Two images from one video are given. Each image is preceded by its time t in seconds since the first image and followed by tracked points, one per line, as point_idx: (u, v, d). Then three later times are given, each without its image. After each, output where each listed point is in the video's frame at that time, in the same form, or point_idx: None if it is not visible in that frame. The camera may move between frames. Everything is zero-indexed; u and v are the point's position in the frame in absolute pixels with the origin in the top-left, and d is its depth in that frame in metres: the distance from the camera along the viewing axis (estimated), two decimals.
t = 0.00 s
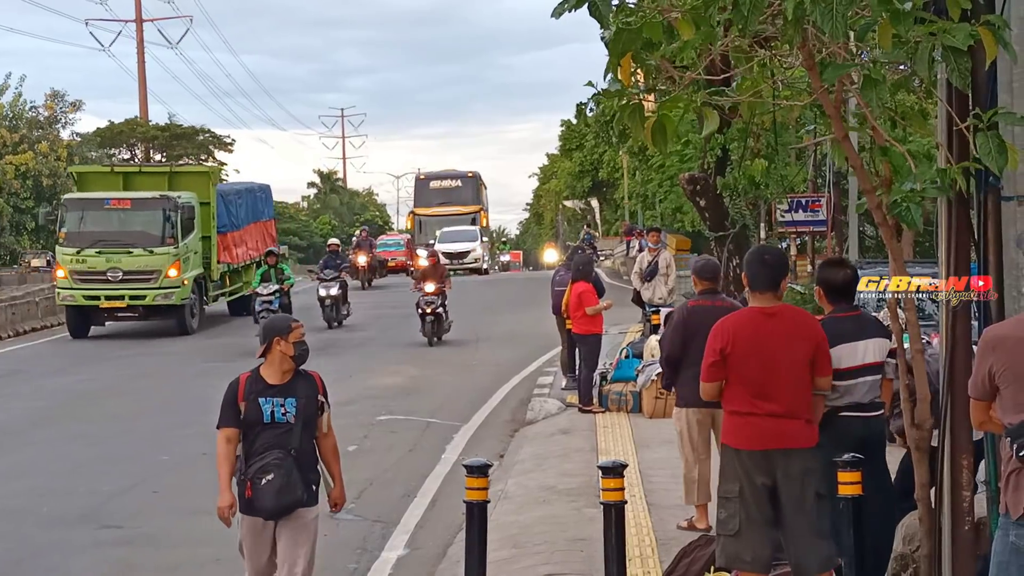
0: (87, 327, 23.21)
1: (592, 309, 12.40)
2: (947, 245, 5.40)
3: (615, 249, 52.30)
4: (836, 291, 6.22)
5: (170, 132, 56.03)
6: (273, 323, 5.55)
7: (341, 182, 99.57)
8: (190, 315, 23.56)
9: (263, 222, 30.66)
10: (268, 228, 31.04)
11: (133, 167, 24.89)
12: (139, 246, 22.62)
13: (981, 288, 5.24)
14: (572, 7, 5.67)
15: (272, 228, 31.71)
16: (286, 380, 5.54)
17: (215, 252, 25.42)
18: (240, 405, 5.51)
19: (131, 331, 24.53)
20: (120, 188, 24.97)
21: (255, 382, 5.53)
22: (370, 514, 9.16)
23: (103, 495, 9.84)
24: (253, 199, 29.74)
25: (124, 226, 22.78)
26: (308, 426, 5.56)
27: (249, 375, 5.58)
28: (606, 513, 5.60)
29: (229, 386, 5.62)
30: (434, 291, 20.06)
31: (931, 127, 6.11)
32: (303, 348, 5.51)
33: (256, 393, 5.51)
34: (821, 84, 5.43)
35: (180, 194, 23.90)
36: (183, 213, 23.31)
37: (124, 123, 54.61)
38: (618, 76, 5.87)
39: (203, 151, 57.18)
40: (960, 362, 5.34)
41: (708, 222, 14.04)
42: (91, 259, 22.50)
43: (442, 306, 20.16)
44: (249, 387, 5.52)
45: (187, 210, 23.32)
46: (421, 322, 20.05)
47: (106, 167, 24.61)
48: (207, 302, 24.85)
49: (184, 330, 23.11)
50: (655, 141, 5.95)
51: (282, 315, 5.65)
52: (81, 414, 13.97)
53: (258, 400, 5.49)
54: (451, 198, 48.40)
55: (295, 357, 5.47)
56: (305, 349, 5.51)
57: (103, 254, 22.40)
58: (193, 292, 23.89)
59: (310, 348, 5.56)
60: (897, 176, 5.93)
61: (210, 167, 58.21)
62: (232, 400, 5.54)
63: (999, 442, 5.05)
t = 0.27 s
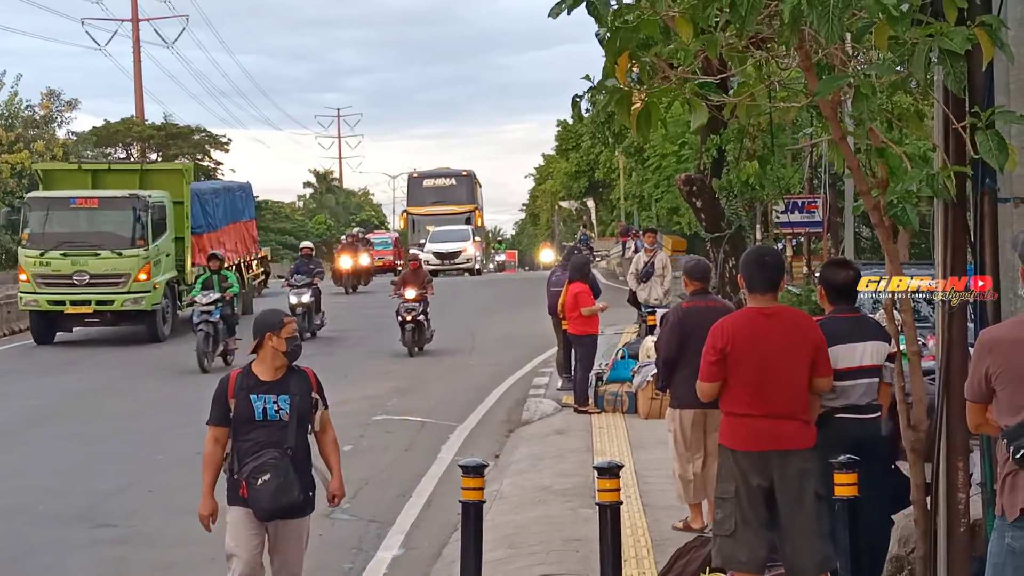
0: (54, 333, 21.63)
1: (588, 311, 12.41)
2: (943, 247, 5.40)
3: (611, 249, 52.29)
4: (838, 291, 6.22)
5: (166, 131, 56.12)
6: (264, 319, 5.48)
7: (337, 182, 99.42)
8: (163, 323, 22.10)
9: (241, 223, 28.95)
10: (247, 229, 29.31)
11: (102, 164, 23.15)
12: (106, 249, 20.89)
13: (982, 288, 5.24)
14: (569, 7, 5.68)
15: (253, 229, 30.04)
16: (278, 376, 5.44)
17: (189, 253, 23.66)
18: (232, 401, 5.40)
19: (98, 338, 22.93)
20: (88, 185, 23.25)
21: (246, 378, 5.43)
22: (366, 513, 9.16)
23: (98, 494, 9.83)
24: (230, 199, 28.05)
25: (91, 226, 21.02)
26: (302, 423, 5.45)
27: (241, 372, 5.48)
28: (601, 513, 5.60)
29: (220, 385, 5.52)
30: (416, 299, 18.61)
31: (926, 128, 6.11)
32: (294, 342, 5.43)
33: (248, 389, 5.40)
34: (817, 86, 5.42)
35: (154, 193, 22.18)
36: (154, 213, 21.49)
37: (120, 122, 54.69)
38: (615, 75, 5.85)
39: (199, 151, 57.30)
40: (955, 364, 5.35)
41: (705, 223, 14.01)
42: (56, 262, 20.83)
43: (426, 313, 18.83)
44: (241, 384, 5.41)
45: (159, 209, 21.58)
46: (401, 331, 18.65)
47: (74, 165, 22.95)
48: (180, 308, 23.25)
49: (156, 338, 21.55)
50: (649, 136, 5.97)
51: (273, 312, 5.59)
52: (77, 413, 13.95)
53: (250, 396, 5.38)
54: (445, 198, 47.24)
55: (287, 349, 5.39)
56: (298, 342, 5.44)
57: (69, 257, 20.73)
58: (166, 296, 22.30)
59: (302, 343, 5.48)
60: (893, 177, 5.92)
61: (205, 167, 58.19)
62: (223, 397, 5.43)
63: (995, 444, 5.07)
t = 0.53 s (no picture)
0: (20, 339, 20.67)
1: (586, 311, 12.42)
2: (941, 250, 5.44)
3: (609, 251, 52.37)
4: (838, 293, 6.24)
5: (165, 130, 56.25)
6: (254, 330, 5.17)
7: (335, 182, 99.37)
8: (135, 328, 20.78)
9: (225, 223, 27.50)
10: (231, 230, 27.99)
11: (75, 159, 22.41)
12: (77, 248, 19.95)
13: (982, 286, 5.27)
14: (572, 8, 5.70)
15: (237, 230, 28.66)
16: (268, 388, 5.10)
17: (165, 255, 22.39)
18: (218, 414, 5.05)
19: (70, 344, 22.01)
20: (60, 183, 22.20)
21: (233, 390, 5.08)
22: (363, 514, 9.18)
23: (96, 493, 9.83)
24: (212, 197, 26.61)
25: (62, 225, 20.05)
26: (292, 438, 5.10)
27: (228, 384, 5.14)
28: (599, 514, 5.62)
29: (205, 397, 5.17)
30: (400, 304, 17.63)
31: (925, 131, 6.14)
32: (285, 353, 5.11)
33: (235, 401, 5.05)
34: (817, 89, 5.45)
35: (127, 189, 21.17)
36: (128, 211, 20.50)
37: (118, 120, 54.80)
38: (616, 77, 5.87)
39: (197, 149, 57.48)
40: (951, 368, 5.37)
41: (702, 225, 14.06)
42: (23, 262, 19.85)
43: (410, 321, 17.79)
44: (228, 395, 5.07)
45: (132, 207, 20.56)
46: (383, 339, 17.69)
47: (45, 161, 22.31)
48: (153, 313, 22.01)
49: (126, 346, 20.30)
50: (649, 135, 6.04)
51: (263, 322, 5.27)
52: (74, 412, 13.96)
53: (238, 409, 5.04)
54: (443, 197, 46.07)
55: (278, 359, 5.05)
56: (289, 354, 5.13)
57: (36, 256, 19.74)
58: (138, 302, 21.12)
59: (293, 355, 5.15)
60: (891, 179, 5.94)
61: (204, 167, 58.22)
62: (209, 411, 5.09)
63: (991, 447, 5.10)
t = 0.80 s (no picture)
0: None
1: (586, 314, 12.38)
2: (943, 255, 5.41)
3: (609, 254, 52.37)
4: (841, 297, 6.22)
5: (165, 131, 56.35)
6: (249, 326, 5.11)
7: (336, 183, 99.33)
8: (107, 336, 19.75)
9: (205, 225, 25.84)
10: (212, 232, 26.33)
11: (42, 157, 20.60)
12: (44, 250, 18.39)
13: (983, 288, 5.19)
14: (574, 7, 5.73)
15: (219, 232, 27.02)
16: (261, 387, 5.06)
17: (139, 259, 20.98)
18: (209, 413, 5.01)
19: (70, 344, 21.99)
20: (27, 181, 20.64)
21: (226, 389, 5.04)
22: (362, 515, 9.15)
23: (94, 493, 9.82)
24: (191, 196, 24.91)
25: (29, 226, 18.56)
26: (284, 438, 5.07)
27: (220, 381, 5.10)
28: (598, 517, 5.60)
29: (197, 394, 5.13)
30: (381, 311, 16.56)
31: (928, 135, 6.12)
32: (280, 351, 5.06)
33: (227, 401, 5.01)
34: (821, 91, 5.43)
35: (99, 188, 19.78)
36: (99, 211, 19.30)
37: (118, 121, 54.96)
38: (619, 82, 5.87)
39: (197, 150, 57.67)
40: (953, 372, 5.35)
41: (703, 228, 14.04)
42: None
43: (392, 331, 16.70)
44: (220, 394, 5.03)
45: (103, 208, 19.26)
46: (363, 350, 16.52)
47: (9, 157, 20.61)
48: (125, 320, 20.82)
49: (98, 354, 19.24)
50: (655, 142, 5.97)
51: (258, 317, 5.21)
52: (73, 411, 13.94)
53: (230, 408, 5.00)
54: (441, 197, 44.67)
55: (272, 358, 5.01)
56: (284, 351, 5.09)
57: None
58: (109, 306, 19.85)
59: (287, 353, 5.10)
60: (893, 183, 5.92)
61: (204, 167, 58.25)
62: (200, 408, 5.04)
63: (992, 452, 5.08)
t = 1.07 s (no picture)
0: None
1: (587, 319, 12.38)
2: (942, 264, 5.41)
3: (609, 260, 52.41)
4: (845, 304, 6.23)
5: (167, 133, 56.48)
6: (253, 341, 4.93)
7: (337, 187, 99.33)
8: (74, 346, 18.23)
9: (183, 229, 24.18)
10: (191, 237, 24.73)
11: (7, 153, 19.00)
12: (7, 253, 17.16)
13: (982, 288, 5.11)
14: (577, 13, 5.86)
15: (201, 236, 25.46)
16: (264, 406, 4.88)
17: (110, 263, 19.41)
18: (210, 432, 4.82)
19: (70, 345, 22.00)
20: None
21: (227, 406, 4.86)
22: (360, 519, 9.15)
23: (93, 494, 9.81)
24: (169, 198, 23.44)
25: None
26: (287, 460, 4.90)
27: (221, 399, 4.91)
28: (597, 523, 5.60)
29: (195, 412, 4.93)
30: (359, 323, 15.41)
31: (930, 143, 6.11)
32: (285, 368, 4.90)
33: (229, 419, 4.84)
34: (823, 99, 5.43)
35: (68, 187, 18.27)
36: (67, 212, 17.82)
37: (120, 123, 55.11)
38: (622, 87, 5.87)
39: (199, 153, 57.86)
40: (952, 381, 5.35)
41: (704, 234, 14.05)
42: None
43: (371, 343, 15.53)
44: (221, 412, 4.85)
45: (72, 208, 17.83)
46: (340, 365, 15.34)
47: None
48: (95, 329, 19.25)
49: (63, 366, 17.76)
50: (656, 148, 5.98)
51: (261, 332, 5.04)
52: (72, 413, 13.94)
53: (232, 428, 4.82)
54: (440, 200, 43.09)
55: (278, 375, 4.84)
56: (289, 369, 4.91)
57: None
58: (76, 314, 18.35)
59: (292, 371, 4.94)
60: (895, 191, 5.92)
61: (205, 170, 58.31)
62: (200, 427, 4.85)
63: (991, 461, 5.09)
